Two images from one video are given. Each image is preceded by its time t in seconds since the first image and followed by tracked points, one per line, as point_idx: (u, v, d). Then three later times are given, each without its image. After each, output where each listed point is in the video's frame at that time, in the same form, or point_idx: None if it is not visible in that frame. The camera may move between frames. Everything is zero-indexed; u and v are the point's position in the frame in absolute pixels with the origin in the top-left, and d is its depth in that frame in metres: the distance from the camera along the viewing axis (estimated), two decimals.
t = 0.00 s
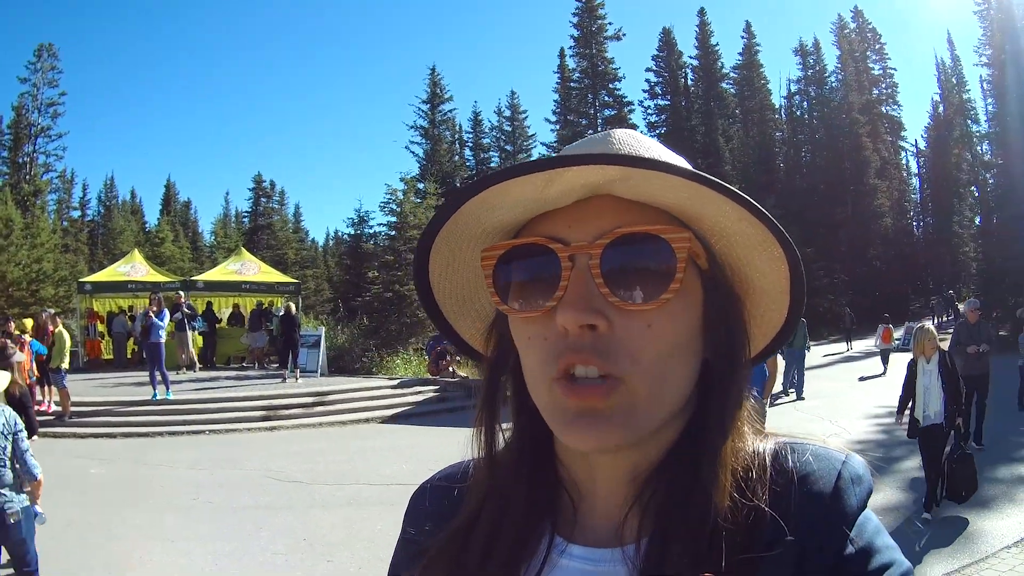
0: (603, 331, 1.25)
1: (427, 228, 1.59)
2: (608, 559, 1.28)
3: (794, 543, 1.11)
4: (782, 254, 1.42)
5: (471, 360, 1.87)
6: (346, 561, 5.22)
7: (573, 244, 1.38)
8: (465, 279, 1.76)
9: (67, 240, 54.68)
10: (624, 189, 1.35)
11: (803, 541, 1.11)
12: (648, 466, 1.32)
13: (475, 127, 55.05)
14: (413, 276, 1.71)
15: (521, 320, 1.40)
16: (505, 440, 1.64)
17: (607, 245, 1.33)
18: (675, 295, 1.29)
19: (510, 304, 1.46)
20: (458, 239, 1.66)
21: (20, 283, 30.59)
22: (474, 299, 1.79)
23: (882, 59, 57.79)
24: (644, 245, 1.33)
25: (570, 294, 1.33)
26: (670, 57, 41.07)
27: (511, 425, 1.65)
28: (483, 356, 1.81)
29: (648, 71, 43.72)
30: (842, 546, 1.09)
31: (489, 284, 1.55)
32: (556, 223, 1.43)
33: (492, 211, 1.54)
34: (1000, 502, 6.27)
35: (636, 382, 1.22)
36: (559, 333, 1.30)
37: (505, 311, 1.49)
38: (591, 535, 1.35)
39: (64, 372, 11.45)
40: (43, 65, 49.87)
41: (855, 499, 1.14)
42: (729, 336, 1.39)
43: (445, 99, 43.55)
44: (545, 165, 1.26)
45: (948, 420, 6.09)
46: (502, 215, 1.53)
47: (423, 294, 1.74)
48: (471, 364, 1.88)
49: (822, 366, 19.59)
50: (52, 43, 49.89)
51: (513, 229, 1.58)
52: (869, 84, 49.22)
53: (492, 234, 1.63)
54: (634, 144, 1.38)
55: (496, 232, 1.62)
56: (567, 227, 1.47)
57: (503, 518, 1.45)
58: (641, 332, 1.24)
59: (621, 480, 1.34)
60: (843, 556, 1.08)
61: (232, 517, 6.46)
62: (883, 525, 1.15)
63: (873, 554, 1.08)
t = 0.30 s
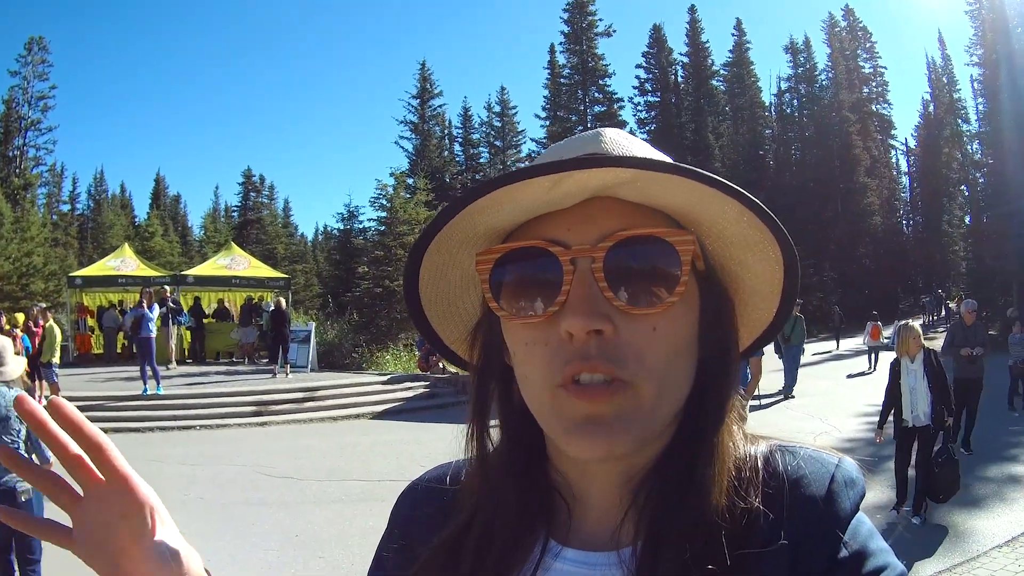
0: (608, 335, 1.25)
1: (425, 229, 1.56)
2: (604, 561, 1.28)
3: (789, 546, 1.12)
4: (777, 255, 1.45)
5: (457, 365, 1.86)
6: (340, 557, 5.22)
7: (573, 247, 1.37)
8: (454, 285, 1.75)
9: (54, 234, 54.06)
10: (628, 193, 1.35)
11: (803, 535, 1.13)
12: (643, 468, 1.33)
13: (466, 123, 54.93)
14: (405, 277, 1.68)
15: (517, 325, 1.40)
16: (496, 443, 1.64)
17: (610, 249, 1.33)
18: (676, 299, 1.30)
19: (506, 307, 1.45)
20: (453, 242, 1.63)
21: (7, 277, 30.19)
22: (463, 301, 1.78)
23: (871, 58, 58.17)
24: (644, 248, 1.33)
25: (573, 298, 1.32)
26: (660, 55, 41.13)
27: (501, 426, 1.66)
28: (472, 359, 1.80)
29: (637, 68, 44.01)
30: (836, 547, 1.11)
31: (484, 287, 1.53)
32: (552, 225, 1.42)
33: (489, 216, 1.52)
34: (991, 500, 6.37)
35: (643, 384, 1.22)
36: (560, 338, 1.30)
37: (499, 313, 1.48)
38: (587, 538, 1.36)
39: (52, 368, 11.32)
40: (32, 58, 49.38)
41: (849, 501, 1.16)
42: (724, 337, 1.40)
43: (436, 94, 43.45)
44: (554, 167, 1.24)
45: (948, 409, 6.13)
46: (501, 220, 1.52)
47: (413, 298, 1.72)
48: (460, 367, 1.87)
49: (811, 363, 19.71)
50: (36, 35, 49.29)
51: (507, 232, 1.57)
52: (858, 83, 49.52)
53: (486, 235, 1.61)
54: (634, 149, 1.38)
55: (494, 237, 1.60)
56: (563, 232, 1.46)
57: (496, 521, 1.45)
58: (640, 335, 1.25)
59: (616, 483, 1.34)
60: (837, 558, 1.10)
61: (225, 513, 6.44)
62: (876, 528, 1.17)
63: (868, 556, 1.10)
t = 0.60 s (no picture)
0: (604, 342, 1.23)
1: (416, 239, 1.54)
2: (598, 566, 1.28)
3: (785, 548, 1.11)
4: (769, 253, 1.46)
5: (449, 372, 1.85)
6: (349, 556, 5.23)
7: (569, 253, 1.34)
8: (445, 293, 1.73)
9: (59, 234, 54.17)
10: (622, 197, 1.33)
11: (799, 532, 1.12)
12: (638, 472, 1.32)
13: (470, 119, 54.90)
14: (394, 286, 1.66)
15: (512, 332, 1.38)
16: (487, 447, 1.63)
17: (605, 253, 1.31)
18: (672, 304, 1.29)
19: (497, 313, 1.43)
20: (445, 251, 1.61)
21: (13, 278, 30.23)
22: (452, 305, 1.76)
23: (876, 51, 57.94)
24: (639, 252, 1.32)
25: (567, 304, 1.30)
26: (663, 49, 40.97)
27: (492, 430, 1.64)
28: (462, 366, 1.79)
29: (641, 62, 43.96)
30: (833, 548, 1.09)
31: (475, 294, 1.51)
32: (544, 229, 1.39)
33: (480, 226, 1.49)
34: (998, 493, 6.34)
35: (640, 389, 1.22)
36: (552, 345, 1.28)
37: (491, 320, 1.47)
38: (580, 542, 1.36)
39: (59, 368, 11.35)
40: (37, 58, 49.44)
41: (844, 502, 1.14)
42: (715, 340, 1.39)
43: (440, 91, 43.43)
44: (546, 175, 1.22)
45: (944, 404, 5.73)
46: (493, 226, 1.49)
47: (403, 305, 1.70)
48: (448, 374, 1.86)
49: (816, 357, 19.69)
50: (38, 34, 49.34)
51: (497, 240, 1.54)
52: (862, 77, 49.34)
53: (475, 244, 1.59)
54: (624, 149, 1.35)
55: (482, 245, 1.58)
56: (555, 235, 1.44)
57: (488, 527, 1.44)
58: (635, 340, 1.24)
59: (608, 487, 1.34)
60: (832, 560, 1.08)
61: (233, 514, 6.43)
62: (871, 527, 1.16)
63: (864, 558, 1.08)
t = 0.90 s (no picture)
0: (625, 343, 1.24)
1: (434, 240, 1.53)
2: (600, 567, 1.28)
3: (788, 547, 1.10)
4: (774, 257, 1.50)
5: (449, 376, 1.86)
6: (368, 565, 5.23)
7: (587, 255, 1.34)
8: (452, 294, 1.74)
9: (83, 243, 55.24)
10: (643, 201, 1.35)
11: (803, 527, 1.11)
12: (640, 472, 1.33)
13: (491, 131, 55.29)
14: (406, 288, 1.66)
15: (527, 335, 1.37)
16: (489, 448, 1.63)
17: (624, 257, 1.32)
18: (687, 309, 1.31)
19: (510, 314, 1.43)
20: (460, 255, 1.61)
21: (39, 286, 30.88)
22: (457, 307, 1.77)
23: (896, 62, 57.50)
24: (655, 255, 1.33)
25: (589, 306, 1.30)
26: (683, 61, 40.94)
27: (491, 430, 1.66)
28: (464, 369, 1.80)
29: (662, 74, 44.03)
30: (835, 547, 1.08)
31: (492, 295, 1.50)
32: (557, 230, 1.40)
33: (495, 231, 1.49)
34: None
35: (658, 388, 1.23)
36: (568, 345, 1.29)
37: (502, 323, 1.47)
38: (584, 543, 1.35)
39: (81, 375, 11.54)
40: (55, 69, 50.83)
41: (848, 504, 1.13)
42: (719, 344, 1.40)
43: (460, 102, 43.80)
44: (577, 177, 1.21)
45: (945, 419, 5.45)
46: (508, 228, 1.49)
47: (412, 305, 1.70)
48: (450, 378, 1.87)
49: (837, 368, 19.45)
50: (66, 48, 50.58)
51: (511, 243, 1.55)
52: (882, 88, 48.98)
53: (486, 248, 1.60)
54: (633, 155, 1.37)
55: (493, 247, 1.58)
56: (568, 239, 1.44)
57: (486, 529, 1.44)
58: (650, 343, 1.25)
59: (612, 489, 1.35)
60: (834, 561, 1.07)
61: (255, 521, 6.47)
62: (871, 529, 1.14)
63: (865, 559, 1.07)
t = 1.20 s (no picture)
0: (633, 347, 1.24)
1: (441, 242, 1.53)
2: (600, 566, 1.29)
3: (788, 546, 1.10)
4: (772, 257, 1.51)
5: (450, 377, 1.86)
6: (373, 560, 5.25)
7: (592, 258, 1.34)
8: (453, 296, 1.74)
9: (89, 237, 55.49)
10: (650, 205, 1.36)
11: (803, 526, 1.12)
12: (642, 472, 1.34)
13: (497, 128, 55.34)
14: (409, 292, 1.66)
15: (532, 338, 1.38)
16: (489, 447, 1.65)
17: (631, 259, 1.32)
18: (689, 313, 1.33)
19: (514, 317, 1.44)
20: (467, 257, 1.60)
21: (45, 280, 31.07)
22: (457, 309, 1.78)
23: (902, 61, 57.23)
24: (659, 256, 1.34)
25: (596, 309, 1.31)
26: (690, 59, 40.82)
27: (492, 429, 1.67)
28: (464, 369, 1.81)
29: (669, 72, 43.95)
30: (836, 547, 1.08)
31: (498, 300, 1.50)
32: (562, 234, 1.39)
33: (501, 237, 1.49)
34: None
35: (663, 393, 1.24)
36: (577, 349, 1.29)
37: (506, 324, 1.48)
38: (587, 541, 1.36)
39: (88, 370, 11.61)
40: (61, 64, 51.10)
41: (850, 505, 1.13)
42: (716, 343, 1.42)
43: (467, 100, 43.83)
44: (589, 183, 1.21)
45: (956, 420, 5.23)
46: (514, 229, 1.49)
47: (415, 307, 1.70)
48: (450, 377, 1.88)
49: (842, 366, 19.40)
50: (72, 43, 50.81)
51: (514, 247, 1.55)
52: (888, 87, 48.76)
53: (488, 253, 1.60)
54: (639, 158, 1.38)
55: (498, 251, 1.57)
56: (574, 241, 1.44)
57: (488, 528, 1.45)
58: (656, 344, 1.26)
59: (615, 490, 1.35)
60: (834, 561, 1.07)
61: (262, 516, 6.50)
62: (872, 529, 1.15)
63: (865, 557, 1.07)
